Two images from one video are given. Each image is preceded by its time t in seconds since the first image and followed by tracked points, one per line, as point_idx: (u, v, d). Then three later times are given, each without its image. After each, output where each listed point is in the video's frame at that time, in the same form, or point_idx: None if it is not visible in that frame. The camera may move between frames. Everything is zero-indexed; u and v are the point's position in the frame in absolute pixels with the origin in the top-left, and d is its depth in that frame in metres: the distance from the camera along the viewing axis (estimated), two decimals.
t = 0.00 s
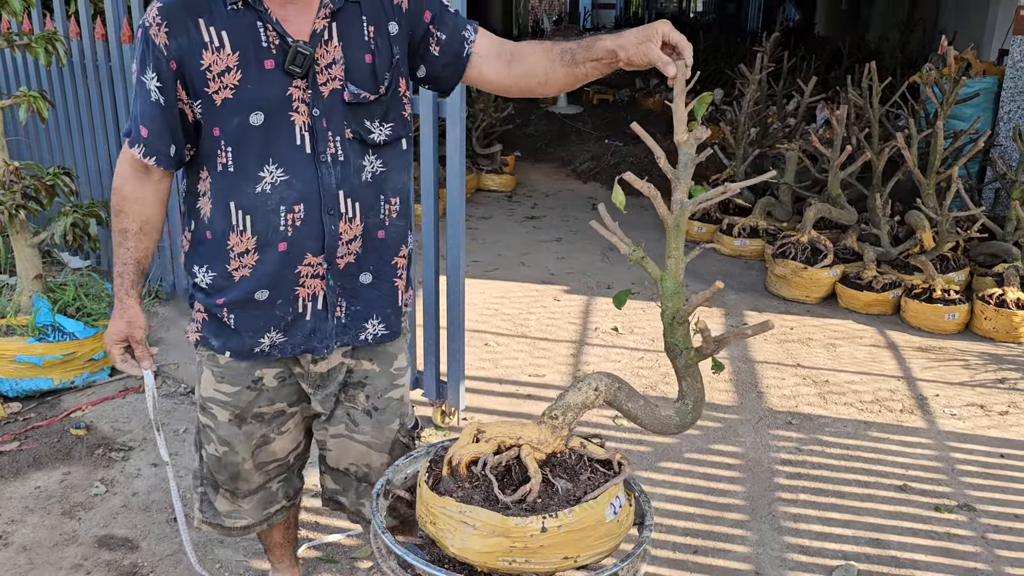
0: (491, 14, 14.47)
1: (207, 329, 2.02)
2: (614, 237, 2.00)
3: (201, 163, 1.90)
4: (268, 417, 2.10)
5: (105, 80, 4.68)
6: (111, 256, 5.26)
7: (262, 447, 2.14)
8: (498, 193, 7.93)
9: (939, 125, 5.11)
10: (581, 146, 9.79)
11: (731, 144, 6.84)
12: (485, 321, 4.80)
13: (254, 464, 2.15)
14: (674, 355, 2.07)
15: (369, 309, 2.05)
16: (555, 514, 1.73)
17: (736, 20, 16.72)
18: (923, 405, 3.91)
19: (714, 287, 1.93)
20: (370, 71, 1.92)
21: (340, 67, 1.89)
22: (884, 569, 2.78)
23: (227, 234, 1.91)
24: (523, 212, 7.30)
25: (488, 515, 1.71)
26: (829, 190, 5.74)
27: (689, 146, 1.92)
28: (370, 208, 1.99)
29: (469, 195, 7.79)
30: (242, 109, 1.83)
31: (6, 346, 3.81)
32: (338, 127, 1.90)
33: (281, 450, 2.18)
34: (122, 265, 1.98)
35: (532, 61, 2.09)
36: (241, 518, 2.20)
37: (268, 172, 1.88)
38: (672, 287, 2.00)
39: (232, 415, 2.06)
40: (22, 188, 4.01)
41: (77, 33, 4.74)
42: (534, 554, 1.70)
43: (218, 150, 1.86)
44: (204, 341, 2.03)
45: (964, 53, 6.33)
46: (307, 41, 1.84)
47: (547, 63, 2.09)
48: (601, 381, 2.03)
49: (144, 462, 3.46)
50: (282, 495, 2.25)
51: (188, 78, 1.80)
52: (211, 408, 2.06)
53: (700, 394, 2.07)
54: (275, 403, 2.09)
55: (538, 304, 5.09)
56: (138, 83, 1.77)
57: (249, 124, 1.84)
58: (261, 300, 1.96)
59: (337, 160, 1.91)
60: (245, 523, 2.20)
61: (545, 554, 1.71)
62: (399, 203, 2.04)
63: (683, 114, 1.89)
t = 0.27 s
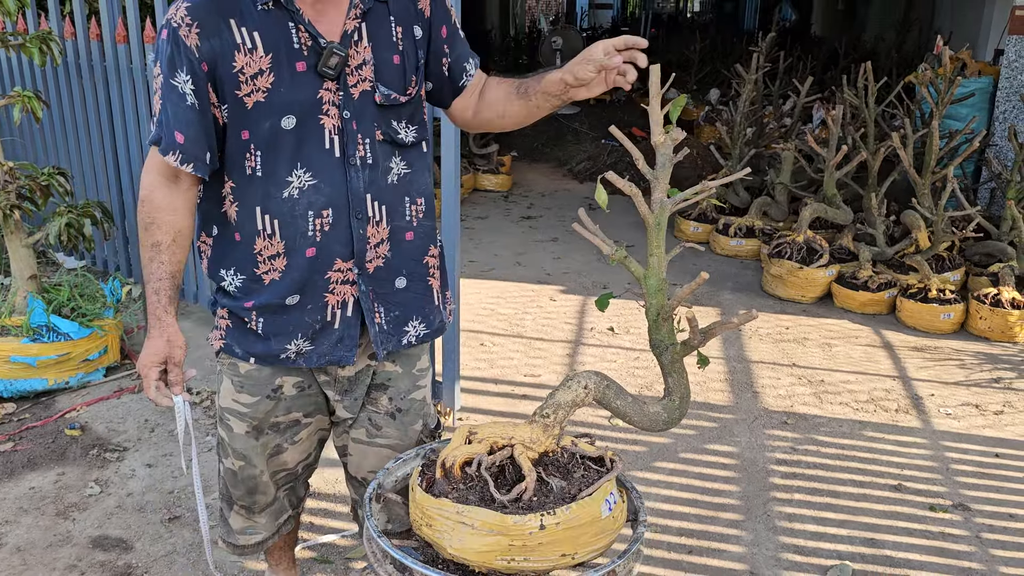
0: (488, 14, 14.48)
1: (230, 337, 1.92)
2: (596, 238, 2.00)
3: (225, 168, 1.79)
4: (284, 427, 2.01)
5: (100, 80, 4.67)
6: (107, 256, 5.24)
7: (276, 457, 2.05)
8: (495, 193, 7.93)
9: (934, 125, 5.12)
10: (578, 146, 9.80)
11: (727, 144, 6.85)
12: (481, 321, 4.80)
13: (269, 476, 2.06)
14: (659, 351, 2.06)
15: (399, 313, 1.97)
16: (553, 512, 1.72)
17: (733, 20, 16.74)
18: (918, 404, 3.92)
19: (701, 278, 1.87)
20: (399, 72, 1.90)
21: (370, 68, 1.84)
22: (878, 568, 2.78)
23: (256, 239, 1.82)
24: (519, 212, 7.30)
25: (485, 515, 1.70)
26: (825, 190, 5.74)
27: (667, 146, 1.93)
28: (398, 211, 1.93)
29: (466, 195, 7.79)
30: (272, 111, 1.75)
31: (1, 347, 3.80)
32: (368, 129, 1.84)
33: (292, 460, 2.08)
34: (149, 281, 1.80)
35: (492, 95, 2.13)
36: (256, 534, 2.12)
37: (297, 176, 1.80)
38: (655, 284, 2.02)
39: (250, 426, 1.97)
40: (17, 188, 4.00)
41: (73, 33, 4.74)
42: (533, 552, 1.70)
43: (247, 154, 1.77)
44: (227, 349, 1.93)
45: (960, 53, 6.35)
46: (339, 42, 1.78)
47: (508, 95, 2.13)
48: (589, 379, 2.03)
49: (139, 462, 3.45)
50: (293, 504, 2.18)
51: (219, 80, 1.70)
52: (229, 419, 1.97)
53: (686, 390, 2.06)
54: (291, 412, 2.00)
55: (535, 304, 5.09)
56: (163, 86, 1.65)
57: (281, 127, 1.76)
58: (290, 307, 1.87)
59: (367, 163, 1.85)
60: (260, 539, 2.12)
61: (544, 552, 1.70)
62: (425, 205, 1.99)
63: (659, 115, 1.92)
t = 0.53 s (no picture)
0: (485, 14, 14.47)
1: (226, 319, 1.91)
2: (586, 237, 1.99)
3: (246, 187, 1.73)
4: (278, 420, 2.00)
5: (95, 79, 4.66)
6: (102, 256, 5.23)
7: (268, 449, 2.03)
8: (491, 193, 7.92)
9: (931, 125, 5.12)
10: (575, 145, 9.79)
11: (724, 143, 6.85)
12: (478, 320, 4.79)
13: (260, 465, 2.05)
14: (651, 348, 2.08)
15: (404, 346, 1.97)
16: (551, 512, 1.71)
17: (730, 19, 16.74)
18: (914, 404, 3.92)
19: (695, 272, 1.86)
20: (420, 120, 1.85)
21: (399, 114, 1.80)
22: (874, 567, 2.78)
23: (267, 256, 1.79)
24: (516, 212, 7.30)
25: (484, 516, 1.69)
26: (821, 189, 5.74)
27: (656, 144, 1.93)
28: (406, 252, 1.91)
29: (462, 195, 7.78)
30: (303, 146, 1.70)
31: None
32: (389, 173, 1.81)
33: (287, 457, 2.06)
34: (212, 319, 1.62)
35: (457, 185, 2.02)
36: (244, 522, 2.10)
37: (312, 209, 1.76)
38: (646, 281, 2.02)
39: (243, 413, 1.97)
40: (11, 188, 3.99)
41: (67, 32, 4.72)
42: (531, 552, 1.69)
43: (271, 180, 1.72)
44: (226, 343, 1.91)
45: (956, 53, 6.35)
46: (372, 87, 1.73)
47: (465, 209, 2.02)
48: (581, 378, 2.03)
49: (133, 463, 3.44)
50: (287, 500, 2.15)
51: (259, 110, 1.62)
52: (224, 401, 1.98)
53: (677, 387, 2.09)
54: (288, 407, 1.99)
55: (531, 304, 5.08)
56: (205, 109, 1.54)
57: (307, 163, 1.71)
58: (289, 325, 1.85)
59: (381, 206, 1.82)
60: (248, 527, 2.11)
61: (542, 552, 1.70)
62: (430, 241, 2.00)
63: (647, 112, 1.91)
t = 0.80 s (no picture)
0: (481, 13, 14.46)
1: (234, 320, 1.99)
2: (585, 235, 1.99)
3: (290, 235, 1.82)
4: (275, 428, 2.04)
5: (91, 79, 4.65)
6: (98, 257, 5.22)
7: (264, 455, 2.06)
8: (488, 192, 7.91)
9: (927, 124, 5.13)
10: (571, 145, 9.80)
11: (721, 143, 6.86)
12: (474, 320, 4.79)
13: (255, 468, 2.08)
14: (649, 348, 2.05)
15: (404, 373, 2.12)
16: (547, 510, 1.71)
17: (727, 19, 16.75)
18: (911, 403, 3.92)
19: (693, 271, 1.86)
20: (449, 176, 1.94)
21: (434, 176, 1.89)
22: (872, 567, 2.78)
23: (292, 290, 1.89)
24: (513, 211, 7.30)
25: (479, 515, 1.68)
26: (818, 189, 5.75)
27: (654, 144, 1.94)
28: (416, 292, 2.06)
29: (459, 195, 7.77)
30: (347, 208, 1.80)
31: None
32: (419, 234, 1.94)
33: (283, 466, 2.10)
34: (341, 410, 1.72)
35: (489, 251, 2.10)
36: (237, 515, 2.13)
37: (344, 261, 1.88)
38: (644, 281, 2.04)
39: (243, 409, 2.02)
40: (7, 188, 3.98)
41: (63, 32, 4.71)
42: (527, 552, 1.68)
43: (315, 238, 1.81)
44: (231, 330, 2.00)
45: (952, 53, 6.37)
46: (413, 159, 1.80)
47: (499, 274, 2.10)
48: (579, 377, 1.96)
49: (130, 463, 3.43)
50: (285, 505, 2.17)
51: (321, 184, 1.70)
52: (229, 394, 2.03)
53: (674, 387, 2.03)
54: (283, 414, 2.03)
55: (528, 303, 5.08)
56: (280, 195, 1.62)
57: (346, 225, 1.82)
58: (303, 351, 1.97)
59: (405, 259, 1.95)
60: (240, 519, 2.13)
61: (538, 552, 1.69)
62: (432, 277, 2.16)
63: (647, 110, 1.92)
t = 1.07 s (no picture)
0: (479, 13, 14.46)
1: (251, 321, 1.96)
2: (590, 216, 1.99)
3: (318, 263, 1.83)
4: (287, 428, 2.04)
5: (88, 79, 4.64)
6: (95, 257, 5.21)
7: (275, 457, 2.07)
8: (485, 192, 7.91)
9: (924, 124, 5.14)
10: (569, 145, 9.80)
11: (718, 143, 6.86)
12: (472, 321, 4.78)
13: (265, 471, 2.08)
14: (652, 333, 2.05)
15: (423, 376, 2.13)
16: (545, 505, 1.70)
17: (724, 19, 16.76)
18: (908, 403, 3.93)
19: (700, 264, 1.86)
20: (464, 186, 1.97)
21: (452, 188, 1.89)
22: (869, 567, 2.78)
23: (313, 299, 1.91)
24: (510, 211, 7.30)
25: (477, 508, 1.67)
26: (815, 189, 5.75)
27: (664, 122, 1.91)
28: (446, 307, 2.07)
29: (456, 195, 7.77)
30: (368, 223, 1.81)
31: None
32: (446, 247, 1.95)
33: (294, 467, 2.10)
34: (350, 416, 1.74)
35: (502, 240, 2.14)
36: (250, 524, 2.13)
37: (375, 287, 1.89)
38: (649, 265, 2.01)
39: (255, 411, 2.02)
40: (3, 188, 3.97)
41: (59, 31, 4.70)
42: (524, 544, 1.68)
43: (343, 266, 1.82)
44: (247, 332, 1.98)
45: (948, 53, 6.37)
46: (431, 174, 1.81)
47: (509, 261, 2.14)
48: (579, 363, 2.00)
49: (126, 464, 3.43)
50: (295, 508, 2.18)
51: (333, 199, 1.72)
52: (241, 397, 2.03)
53: (676, 370, 2.07)
54: (296, 415, 2.03)
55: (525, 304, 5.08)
56: (291, 212, 1.64)
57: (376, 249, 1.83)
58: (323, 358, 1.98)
59: (435, 274, 1.96)
60: (253, 528, 2.14)
61: (535, 544, 1.69)
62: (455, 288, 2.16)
63: (658, 89, 1.90)
